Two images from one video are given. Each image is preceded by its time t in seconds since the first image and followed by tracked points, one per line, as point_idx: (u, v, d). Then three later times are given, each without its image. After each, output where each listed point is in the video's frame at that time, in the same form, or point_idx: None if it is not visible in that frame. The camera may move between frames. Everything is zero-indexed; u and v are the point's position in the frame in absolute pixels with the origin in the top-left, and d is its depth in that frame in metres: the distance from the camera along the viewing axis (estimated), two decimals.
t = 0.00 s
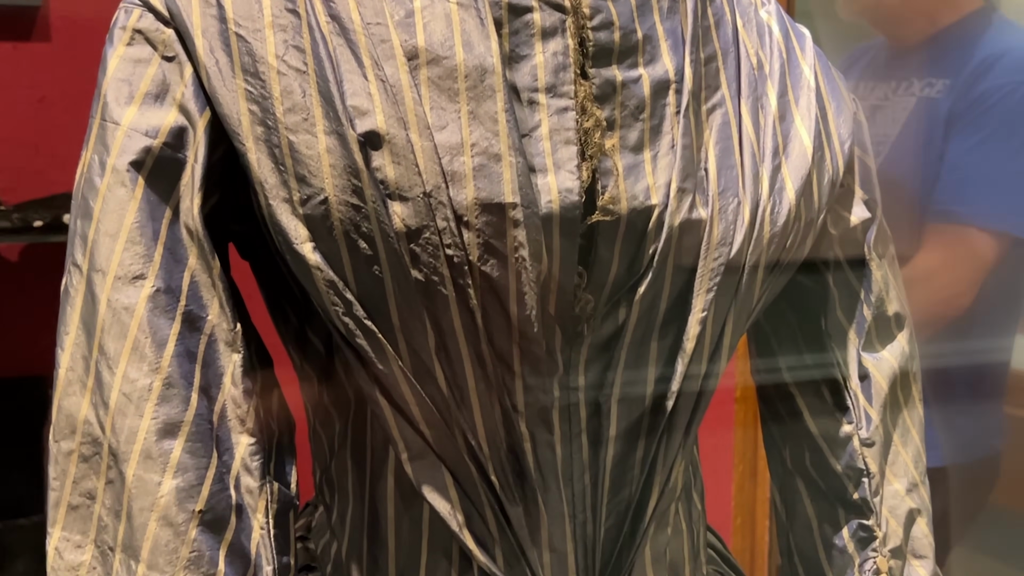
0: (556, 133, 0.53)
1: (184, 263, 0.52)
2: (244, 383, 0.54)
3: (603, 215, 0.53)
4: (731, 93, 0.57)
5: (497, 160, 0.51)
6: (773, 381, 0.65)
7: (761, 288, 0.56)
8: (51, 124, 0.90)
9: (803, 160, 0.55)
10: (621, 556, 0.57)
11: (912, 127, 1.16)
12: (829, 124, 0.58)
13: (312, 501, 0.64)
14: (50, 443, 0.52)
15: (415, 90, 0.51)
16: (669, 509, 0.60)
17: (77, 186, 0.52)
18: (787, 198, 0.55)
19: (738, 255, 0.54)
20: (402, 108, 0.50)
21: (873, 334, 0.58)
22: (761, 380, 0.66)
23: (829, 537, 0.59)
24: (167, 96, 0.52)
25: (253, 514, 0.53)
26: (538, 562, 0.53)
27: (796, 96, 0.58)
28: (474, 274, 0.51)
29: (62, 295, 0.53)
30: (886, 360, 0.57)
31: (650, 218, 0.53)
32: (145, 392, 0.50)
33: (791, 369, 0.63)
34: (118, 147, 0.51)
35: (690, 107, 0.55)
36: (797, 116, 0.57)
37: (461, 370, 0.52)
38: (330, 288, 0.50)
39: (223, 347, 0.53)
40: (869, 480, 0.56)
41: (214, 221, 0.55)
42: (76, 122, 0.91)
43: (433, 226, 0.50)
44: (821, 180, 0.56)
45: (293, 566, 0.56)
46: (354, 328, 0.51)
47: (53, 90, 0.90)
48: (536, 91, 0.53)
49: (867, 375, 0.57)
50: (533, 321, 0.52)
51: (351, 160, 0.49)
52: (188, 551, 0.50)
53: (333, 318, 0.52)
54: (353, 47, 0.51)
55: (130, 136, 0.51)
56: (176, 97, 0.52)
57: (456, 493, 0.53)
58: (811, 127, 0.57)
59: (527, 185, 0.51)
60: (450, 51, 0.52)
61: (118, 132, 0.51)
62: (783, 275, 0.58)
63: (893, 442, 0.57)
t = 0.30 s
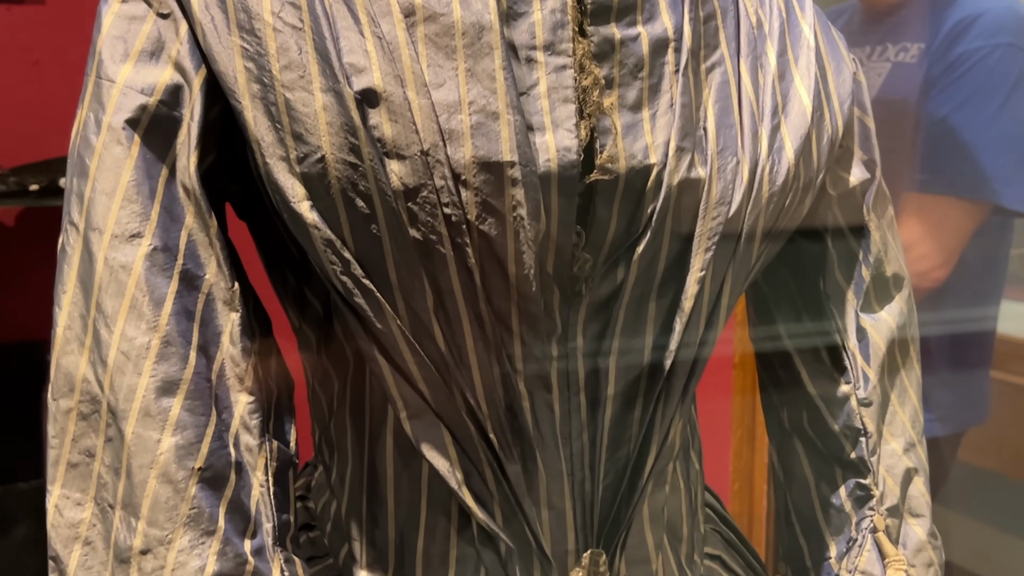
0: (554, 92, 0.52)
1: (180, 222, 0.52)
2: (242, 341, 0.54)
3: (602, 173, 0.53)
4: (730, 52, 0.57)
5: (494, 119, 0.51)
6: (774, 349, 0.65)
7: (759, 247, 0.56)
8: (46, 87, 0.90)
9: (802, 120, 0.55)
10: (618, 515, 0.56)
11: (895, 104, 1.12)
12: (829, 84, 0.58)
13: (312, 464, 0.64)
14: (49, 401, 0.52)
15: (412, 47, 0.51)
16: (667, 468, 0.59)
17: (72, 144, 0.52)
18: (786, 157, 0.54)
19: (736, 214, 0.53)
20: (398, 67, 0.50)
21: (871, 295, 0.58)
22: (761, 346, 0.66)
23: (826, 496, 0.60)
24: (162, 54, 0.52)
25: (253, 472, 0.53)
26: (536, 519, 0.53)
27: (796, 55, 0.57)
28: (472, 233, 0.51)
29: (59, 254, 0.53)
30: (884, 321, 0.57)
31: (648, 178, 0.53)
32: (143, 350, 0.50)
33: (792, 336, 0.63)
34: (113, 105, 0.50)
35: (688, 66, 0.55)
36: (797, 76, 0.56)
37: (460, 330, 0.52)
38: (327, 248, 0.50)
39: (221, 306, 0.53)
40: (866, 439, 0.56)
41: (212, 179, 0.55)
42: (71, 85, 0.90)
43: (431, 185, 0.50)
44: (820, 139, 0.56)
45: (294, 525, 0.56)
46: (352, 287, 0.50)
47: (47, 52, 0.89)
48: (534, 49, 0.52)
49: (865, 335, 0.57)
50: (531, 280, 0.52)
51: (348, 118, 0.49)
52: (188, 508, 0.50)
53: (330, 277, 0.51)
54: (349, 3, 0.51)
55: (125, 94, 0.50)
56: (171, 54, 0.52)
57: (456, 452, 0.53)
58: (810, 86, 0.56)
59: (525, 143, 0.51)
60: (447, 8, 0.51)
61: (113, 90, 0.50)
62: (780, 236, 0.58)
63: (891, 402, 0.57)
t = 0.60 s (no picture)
0: (552, 48, 0.52)
1: (177, 179, 0.51)
2: (240, 299, 0.53)
3: (599, 130, 0.53)
4: (728, 10, 0.56)
5: (491, 75, 0.50)
6: (776, 316, 0.64)
7: (757, 206, 0.56)
8: (42, 50, 0.87)
9: (801, 77, 0.54)
10: (619, 469, 0.56)
11: (897, 64, 0.95)
12: (828, 42, 0.57)
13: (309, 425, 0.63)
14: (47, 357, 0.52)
15: (409, 2, 0.50)
16: (666, 424, 0.59)
17: (69, 101, 0.52)
18: (785, 115, 0.53)
19: (735, 171, 0.53)
20: (395, 22, 0.50)
21: (870, 254, 0.58)
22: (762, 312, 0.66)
23: (824, 455, 0.60)
24: (158, 10, 0.51)
25: (252, 429, 0.53)
26: (534, 474, 0.53)
27: (795, 13, 0.57)
28: (470, 190, 0.50)
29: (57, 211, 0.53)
30: (882, 280, 0.57)
31: (647, 134, 0.53)
32: (141, 306, 0.50)
33: (793, 302, 0.62)
34: (109, 61, 0.50)
35: (687, 22, 0.55)
36: (796, 33, 0.56)
37: (458, 288, 0.52)
38: (325, 204, 0.49)
39: (218, 263, 0.52)
40: (864, 398, 0.56)
41: (208, 136, 0.55)
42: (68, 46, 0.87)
43: (428, 141, 0.49)
44: (819, 97, 0.55)
45: (293, 482, 0.56)
46: (349, 244, 0.50)
47: (41, 14, 0.86)
48: (531, 5, 0.52)
49: (864, 294, 0.57)
50: (529, 238, 0.51)
51: (344, 74, 0.49)
52: (188, 464, 0.50)
53: (328, 234, 0.51)
54: None
55: (121, 50, 0.50)
56: (166, 11, 0.52)
57: (454, 409, 0.53)
58: (809, 44, 0.55)
59: (523, 100, 0.51)
60: None
61: (109, 46, 0.51)
62: (780, 192, 0.57)
63: (889, 360, 0.57)
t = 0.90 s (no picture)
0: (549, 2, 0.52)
1: (173, 134, 0.51)
2: (237, 256, 0.53)
3: (597, 84, 0.52)
4: None
5: (489, 28, 0.49)
6: (778, 284, 0.64)
7: (755, 162, 0.55)
8: (38, 13, 0.84)
9: (800, 32, 0.54)
10: (615, 429, 0.56)
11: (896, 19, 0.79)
12: None
13: (308, 384, 0.65)
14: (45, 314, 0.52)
15: None
16: (663, 382, 0.59)
17: (64, 57, 0.52)
18: (783, 71, 0.53)
19: (733, 127, 0.52)
20: None
21: (869, 212, 0.58)
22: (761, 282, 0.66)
23: (822, 414, 0.60)
24: None
25: (250, 385, 0.53)
26: (532, 433, 0.52)
27: None
28: (467, 145, 0.50)
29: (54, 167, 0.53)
30: (882, 239, 0.57)
31: (645, 89, 0.53)
32: (137, 262, 0.50)
33: (796, 270, 0.62)
34: (104, 16, 0.50)
35: None
36: None
37: (455, 244, 0.51)
38: (321, 159, 0.49)
39: (214, 220, 0.52)
40: (862, 355, 0.56)
41: (205, 91, 0.54)
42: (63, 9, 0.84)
43: (425, 95, 0.49)
44: (818, 53, 0.55)
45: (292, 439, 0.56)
46: (346, 200, 0.50)
47: None
48: None
49: (862, 252, 0.57)
50: (526, 193, 0.50)
51: (340, 27, 0.48)
52: (185, 420, 0.50)
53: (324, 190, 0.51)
54: None
55: (116, 5, 0.50)
56: None
57: (452, 366, 0.53)
58: None
59: (521, 53, 0.50)
60: None
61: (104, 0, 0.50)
62: (778, 149, 0.57)
63: (887, 319, 0.57)
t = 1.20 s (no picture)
0: None
1: (168, 88, 0.51)
2: (234, 211, 0.52)
3: (595, 38, 0.51)
4: None
5: None
6: (781, 248, 0.63)
7: (756, 115, 0.56)
8: None
9: None
10: (613, 386, 0.56)
11: None
12: None
13: (306, 343, 0.65)
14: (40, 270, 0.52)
15: None
16: (661, 340, 0.59)
17: (59, 11, 0.52)
18: (783, 25, 0.53)
19: (733, 81, 0.53)
20: None
21: (868, 169, 0.58)
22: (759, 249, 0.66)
23: (820, 373, 0.60)
24: None
25: (247, 341, 0.52)
26: (530, 390, 0.52)
27: None
28: (465, 98, 0.49)
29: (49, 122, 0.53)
30: (881, 196, 0.57)
31: (642, 43, 0.52)
32: (133, 217, 0.50)
33: (800, 239, 0.61)
34: None
35: None
36: None
37: (453, 199, 0.51)
38: (318, 114, 0.49)
39: (211, 175, 0.52)
40: (861, 314, 0.56)
41: (199, 46, 0.54)
42: None
43: (422, 48, 0.48)
44: (818, 7, 0.55)
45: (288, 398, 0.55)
46: (343, 154, 0.50)
47: None
48: None
49: (862, 210, 0.57)
50: (524, 147, 0.50)
51: None
52: (182, 375, 0.50)
53: (320, 145, 0.50)
54: None
55: None
56: None
57: (450, 322, 0.53)
58: None
59: (518, 6, 0.49)
60: None
61: None
62: (777, 104, 0.57)
63: (885, 277, 0.57)
